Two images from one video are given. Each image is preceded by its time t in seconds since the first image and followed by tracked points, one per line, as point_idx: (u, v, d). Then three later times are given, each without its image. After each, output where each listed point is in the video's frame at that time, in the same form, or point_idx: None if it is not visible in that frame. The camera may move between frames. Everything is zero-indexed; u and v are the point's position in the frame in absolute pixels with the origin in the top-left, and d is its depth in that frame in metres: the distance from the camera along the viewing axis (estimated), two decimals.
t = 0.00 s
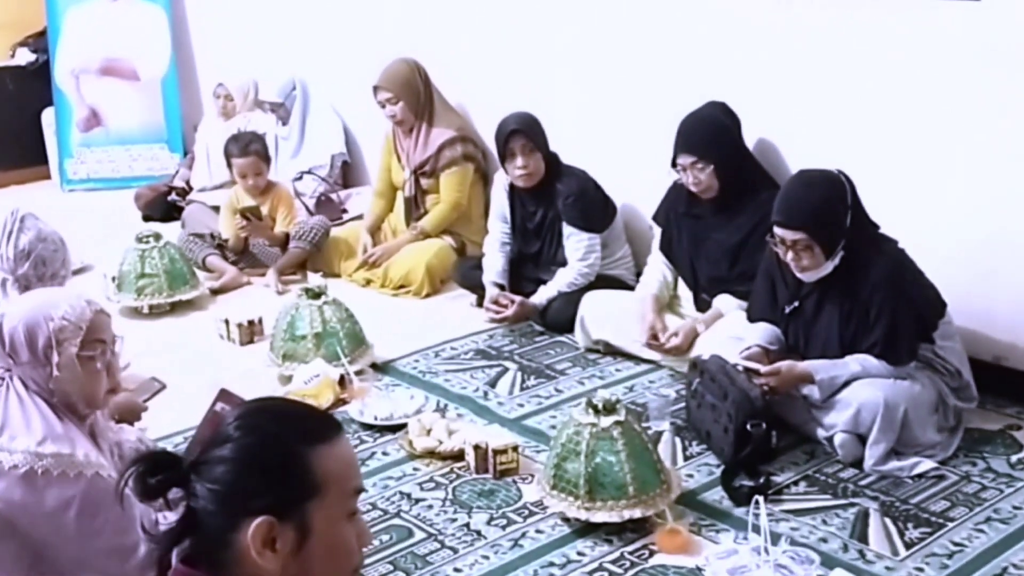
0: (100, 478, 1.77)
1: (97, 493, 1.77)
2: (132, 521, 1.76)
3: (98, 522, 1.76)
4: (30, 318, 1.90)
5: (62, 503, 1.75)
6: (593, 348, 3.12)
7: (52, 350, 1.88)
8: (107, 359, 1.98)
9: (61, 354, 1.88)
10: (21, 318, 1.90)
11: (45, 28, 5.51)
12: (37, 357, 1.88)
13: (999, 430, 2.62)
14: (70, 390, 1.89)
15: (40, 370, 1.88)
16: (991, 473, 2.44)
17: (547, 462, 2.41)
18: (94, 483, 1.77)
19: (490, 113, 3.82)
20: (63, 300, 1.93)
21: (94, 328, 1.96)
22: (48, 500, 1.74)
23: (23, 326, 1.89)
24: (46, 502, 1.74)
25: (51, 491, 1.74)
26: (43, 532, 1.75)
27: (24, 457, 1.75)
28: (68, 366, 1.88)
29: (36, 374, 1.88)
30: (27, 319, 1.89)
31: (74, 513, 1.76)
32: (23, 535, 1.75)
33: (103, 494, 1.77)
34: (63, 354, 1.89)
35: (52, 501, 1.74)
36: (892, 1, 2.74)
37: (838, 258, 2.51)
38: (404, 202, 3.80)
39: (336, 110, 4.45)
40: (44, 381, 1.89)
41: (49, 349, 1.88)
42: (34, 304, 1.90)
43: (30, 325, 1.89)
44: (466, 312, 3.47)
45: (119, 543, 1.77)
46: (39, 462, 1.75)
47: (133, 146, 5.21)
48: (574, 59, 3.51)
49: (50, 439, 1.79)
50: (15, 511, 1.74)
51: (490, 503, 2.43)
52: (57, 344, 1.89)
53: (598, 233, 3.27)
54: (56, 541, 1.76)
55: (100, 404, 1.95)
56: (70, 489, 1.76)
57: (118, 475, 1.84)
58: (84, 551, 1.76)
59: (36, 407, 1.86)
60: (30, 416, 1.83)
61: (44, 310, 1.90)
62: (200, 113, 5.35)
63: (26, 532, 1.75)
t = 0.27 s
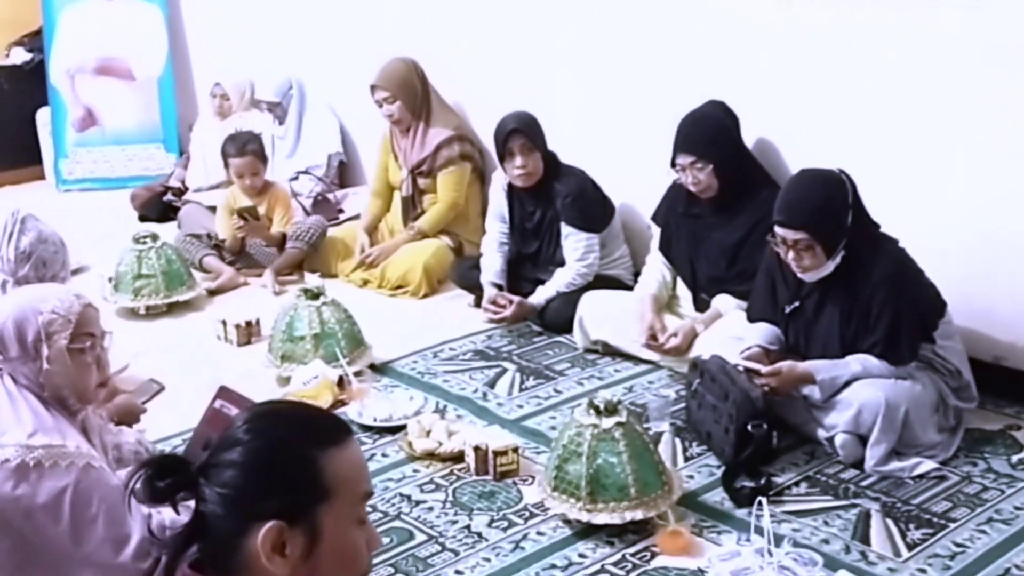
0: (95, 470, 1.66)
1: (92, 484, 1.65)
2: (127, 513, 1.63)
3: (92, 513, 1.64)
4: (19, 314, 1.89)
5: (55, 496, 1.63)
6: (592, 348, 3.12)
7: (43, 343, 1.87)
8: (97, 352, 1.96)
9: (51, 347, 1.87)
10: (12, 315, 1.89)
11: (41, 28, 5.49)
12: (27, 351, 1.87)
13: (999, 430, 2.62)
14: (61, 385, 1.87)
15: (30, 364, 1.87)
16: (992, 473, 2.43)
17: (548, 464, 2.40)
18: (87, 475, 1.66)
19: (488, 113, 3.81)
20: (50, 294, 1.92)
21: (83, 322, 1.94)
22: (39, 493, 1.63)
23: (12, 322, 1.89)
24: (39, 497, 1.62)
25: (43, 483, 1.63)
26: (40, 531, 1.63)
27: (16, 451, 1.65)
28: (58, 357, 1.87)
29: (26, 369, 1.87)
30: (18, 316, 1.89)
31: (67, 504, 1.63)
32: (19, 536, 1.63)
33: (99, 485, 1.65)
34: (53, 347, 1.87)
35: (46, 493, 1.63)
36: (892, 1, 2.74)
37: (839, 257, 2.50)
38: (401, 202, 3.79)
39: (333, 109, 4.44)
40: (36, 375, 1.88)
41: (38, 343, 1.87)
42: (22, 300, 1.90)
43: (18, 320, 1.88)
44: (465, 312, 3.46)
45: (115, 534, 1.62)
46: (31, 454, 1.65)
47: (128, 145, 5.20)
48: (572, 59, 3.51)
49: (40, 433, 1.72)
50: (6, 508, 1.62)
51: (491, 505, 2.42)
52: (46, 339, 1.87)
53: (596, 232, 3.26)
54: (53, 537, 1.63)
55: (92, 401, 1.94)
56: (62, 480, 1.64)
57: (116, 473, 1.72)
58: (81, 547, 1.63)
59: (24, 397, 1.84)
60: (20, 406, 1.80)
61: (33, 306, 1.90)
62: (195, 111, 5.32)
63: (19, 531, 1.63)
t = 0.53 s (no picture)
0: (90, 466, 1.65)
1: (86, 479, 1.64)
2: (121, 507, 1.62)
3: (85, 507, 1.62)
4: (12, 312, 1.86)
5: (49, 491, 1.62)
6: (590, 348, 3.12)
7: (36, 338, 1.85)
8: (90, 347, 1.94)
9: (45, 342, 1.85)
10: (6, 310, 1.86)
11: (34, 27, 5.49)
12: (21, 347, 1.84)
13: (996, 429, 2.63)
14: (55, 378, 1.85)
15: (24, 360, 1.84)
16: (990, 472, 2.45)
17: (549, 464, 2.41)
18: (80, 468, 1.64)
19: (484, 112, 3.81)
20: (43, 291, 1.90)
21: (75, 317, 1.91)
22: (33, 487, 1.62)
23: (5, 318, 1.85)
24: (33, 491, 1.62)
25: (36, 477, 1.62)
26: (37, 526, 1.63)
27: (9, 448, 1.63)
28: (52, 352, 1.84)
29: (20, 365, 1.84)
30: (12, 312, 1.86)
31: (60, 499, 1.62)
32: (14, 531, 1.62)
33: (93, 481, 1.64)
34: (47, 342, 1.85)
35: (40, 487, 1.62)
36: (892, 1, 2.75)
37: (839, 257, 2.52)
38: (398, 202, 3.79)
39: (328, 108, 4.44)
40: (31, 373, 1.84)
41: (33, 338, 1.85)
42: (15, 296, 1.87)
43: (11, 316, 1.85)
44: (462, 312, 3.47)
45: (106, 528, 1.60)
46: (26, 448, 1.64)
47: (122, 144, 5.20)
48: (570, 58, 3.51)
49: (35, 428, 1.70)
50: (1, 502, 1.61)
51: (491, 505, 2.43)
52: (42, 332, 1.85)
53: (593, 232, 3.27)
54: (48, 532, 1.63)
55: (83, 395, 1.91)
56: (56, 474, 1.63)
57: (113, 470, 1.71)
58: (74, 541, 1.61)
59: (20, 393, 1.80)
60: (13, 403, 1.76)
61: (26, 302, 1.87)
62: (188, 111, 5.35)
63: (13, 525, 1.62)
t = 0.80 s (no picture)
0: (87, 464, 1.65)
1: (81, 475, 1.64)
2: (115, 511, 1.64)
3: (80, 505, 1.63)
4: (9, 310, 1.84)
5: (44, 489, 1.62)
6: (587, 347, 3.12)
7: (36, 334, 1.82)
8: (86, 345, 1.90)
9: (40, 339, 1.82)
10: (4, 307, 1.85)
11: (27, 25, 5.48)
12: (16, 344, 1.82)
13: (993, 428, 2.65)
14: (50, 375, 1.81)
15: (20, 358, 1.81)
16: (988, 471, 2.46)
17: (550, 464, 2.42)
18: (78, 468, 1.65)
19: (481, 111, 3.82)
20: (39, 290, 1.88)
21: (71, 315, 1.88)
22: (28, 482, 1.62)
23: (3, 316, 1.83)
24: (29, 488, 1.62)
25: (31, 474, 1.62)
26: (32, 521, 1.63)
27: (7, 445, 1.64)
28: (47, 350, 1.81)
29: (14, 364, 1.82)
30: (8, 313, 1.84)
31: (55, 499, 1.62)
32: (7, 527, 1.62)
33: (88, 479, 1.64)
34: (43, 339, 1.82)
35: (35, 485, 1.62)
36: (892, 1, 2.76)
37: (839, 257, 2.53)
38: (393, 201, 3.79)
39: (323, 107, 4.44)
40: (26, 370, 1.82)
41: (28, 335, 1.82)
42: (12, 294, 1.85)
43: (9, 314, 1.84)
44: (458, 311, 3.47)
45: (100, 527, 1.62)
46: (21, 445, 1.64)
47: (115, 143, 5.20)
48: (568, 58, 3.52)
49: (30, 426, 1.70)
50: None
51: (492, 505, 2.44)
52: (38, 329, 1.83)
53: (591, 231, 3.28)
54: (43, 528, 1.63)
55: (79, 394, 1.88)
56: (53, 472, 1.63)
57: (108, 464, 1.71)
58: (69, 538, 1.62)
59: (14, 391, 1.78)
60: (10, 404, 1.75)
61: (22, 299, 1.85)
62: (182, 112, 5.32)
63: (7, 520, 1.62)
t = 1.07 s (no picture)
0: (88, 464, 1.62)
1: (83, 475, 1.61)
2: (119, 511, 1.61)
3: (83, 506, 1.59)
4: (8, 309, 1.78)
5: (46, 488, 1.58)
6: (587, 346, 3.13)
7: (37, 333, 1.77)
8: (86, 344, 1.86)
9: (41, 338, 1.76)
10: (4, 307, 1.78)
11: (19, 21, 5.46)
12: (16, 343, 1.76)
13: (992, 427, 2.66)
14: (51, 375, 1.77)
15: (19, 357, 1.76)
16: (988, 470, 2.48)
17: (552, 463, 2.43)
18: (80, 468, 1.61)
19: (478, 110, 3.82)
20: (38, 288, 1.82)
21: (70, 313, 1.83)
22: (30, 482, 1.58)
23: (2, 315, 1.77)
24: (29, 486, 1.58)
25: (33, 473, 1.58)
26: (32, 521, 1.59)
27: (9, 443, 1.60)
28: (48, 349, 1.76)
29: (14, 364, 1.76)
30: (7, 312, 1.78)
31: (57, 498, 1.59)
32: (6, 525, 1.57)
33: (90, 479, 1.61)
34: (44, 338, 1.77)
35: (37, 483, 1.58)
36: (893, 1, 2.77)
37: (839, 256, 2.54)
38: (391, 199, 3.79)
39: (319, 104, 4.44)
40: (27, 370, 1.76)
41: (28, 335, 1.77)
42: (12, 293, 1.79)
43: (8, 314, 1.77)
44: (457, 310, 3.48)
45: (104, 529, 1.59)
46: (22, 446, 1.60)
47: (108, 140, 5.18)
48: (566, 57, 3.52)
49: (31, 425, 1.66)
50: None
51: (495, 504, 2.44)
52: (39, 329, 1.77)
53: (590, 230, 3.29)
54: (44, 528, 1.59)
55: (78, 393, 1.84)
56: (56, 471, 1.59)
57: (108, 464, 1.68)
58: (71, 538, 1.58)
59: (14, 390, 1.73)
60: (9, 403, 1.70)
61: (22, 298, 1.79)
62: (176, 108, 5.34)
63: (8, 520, 1.57)
